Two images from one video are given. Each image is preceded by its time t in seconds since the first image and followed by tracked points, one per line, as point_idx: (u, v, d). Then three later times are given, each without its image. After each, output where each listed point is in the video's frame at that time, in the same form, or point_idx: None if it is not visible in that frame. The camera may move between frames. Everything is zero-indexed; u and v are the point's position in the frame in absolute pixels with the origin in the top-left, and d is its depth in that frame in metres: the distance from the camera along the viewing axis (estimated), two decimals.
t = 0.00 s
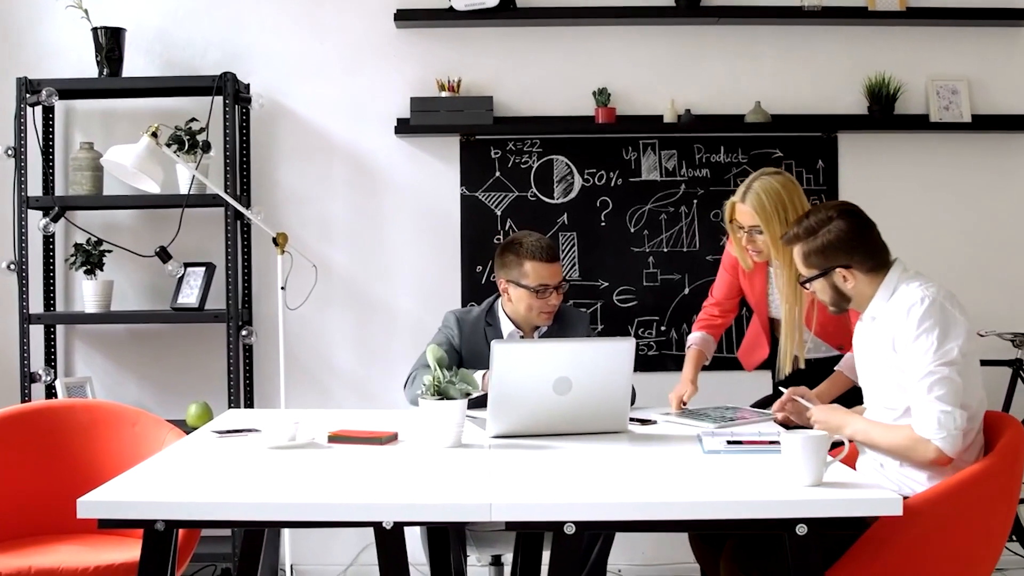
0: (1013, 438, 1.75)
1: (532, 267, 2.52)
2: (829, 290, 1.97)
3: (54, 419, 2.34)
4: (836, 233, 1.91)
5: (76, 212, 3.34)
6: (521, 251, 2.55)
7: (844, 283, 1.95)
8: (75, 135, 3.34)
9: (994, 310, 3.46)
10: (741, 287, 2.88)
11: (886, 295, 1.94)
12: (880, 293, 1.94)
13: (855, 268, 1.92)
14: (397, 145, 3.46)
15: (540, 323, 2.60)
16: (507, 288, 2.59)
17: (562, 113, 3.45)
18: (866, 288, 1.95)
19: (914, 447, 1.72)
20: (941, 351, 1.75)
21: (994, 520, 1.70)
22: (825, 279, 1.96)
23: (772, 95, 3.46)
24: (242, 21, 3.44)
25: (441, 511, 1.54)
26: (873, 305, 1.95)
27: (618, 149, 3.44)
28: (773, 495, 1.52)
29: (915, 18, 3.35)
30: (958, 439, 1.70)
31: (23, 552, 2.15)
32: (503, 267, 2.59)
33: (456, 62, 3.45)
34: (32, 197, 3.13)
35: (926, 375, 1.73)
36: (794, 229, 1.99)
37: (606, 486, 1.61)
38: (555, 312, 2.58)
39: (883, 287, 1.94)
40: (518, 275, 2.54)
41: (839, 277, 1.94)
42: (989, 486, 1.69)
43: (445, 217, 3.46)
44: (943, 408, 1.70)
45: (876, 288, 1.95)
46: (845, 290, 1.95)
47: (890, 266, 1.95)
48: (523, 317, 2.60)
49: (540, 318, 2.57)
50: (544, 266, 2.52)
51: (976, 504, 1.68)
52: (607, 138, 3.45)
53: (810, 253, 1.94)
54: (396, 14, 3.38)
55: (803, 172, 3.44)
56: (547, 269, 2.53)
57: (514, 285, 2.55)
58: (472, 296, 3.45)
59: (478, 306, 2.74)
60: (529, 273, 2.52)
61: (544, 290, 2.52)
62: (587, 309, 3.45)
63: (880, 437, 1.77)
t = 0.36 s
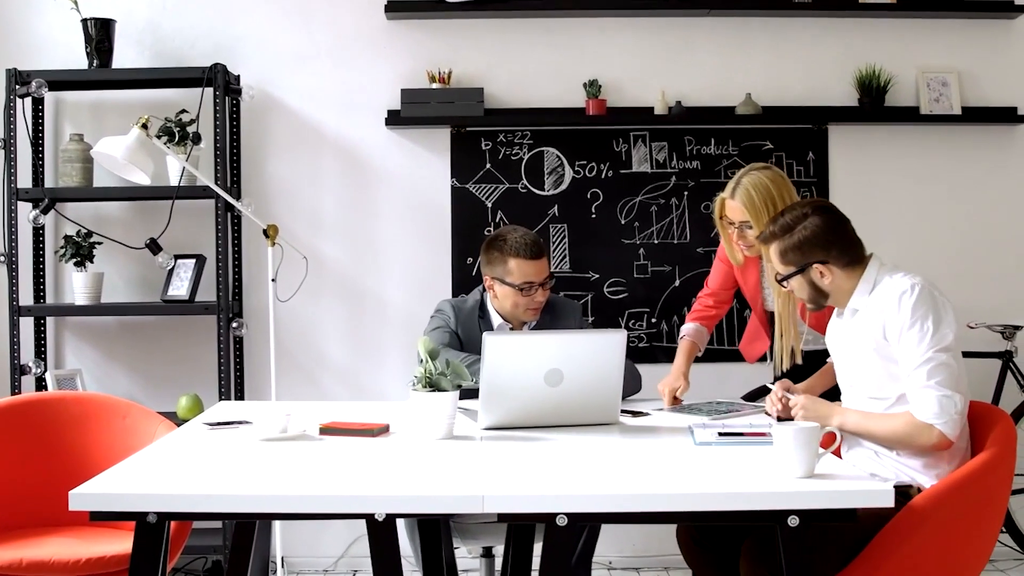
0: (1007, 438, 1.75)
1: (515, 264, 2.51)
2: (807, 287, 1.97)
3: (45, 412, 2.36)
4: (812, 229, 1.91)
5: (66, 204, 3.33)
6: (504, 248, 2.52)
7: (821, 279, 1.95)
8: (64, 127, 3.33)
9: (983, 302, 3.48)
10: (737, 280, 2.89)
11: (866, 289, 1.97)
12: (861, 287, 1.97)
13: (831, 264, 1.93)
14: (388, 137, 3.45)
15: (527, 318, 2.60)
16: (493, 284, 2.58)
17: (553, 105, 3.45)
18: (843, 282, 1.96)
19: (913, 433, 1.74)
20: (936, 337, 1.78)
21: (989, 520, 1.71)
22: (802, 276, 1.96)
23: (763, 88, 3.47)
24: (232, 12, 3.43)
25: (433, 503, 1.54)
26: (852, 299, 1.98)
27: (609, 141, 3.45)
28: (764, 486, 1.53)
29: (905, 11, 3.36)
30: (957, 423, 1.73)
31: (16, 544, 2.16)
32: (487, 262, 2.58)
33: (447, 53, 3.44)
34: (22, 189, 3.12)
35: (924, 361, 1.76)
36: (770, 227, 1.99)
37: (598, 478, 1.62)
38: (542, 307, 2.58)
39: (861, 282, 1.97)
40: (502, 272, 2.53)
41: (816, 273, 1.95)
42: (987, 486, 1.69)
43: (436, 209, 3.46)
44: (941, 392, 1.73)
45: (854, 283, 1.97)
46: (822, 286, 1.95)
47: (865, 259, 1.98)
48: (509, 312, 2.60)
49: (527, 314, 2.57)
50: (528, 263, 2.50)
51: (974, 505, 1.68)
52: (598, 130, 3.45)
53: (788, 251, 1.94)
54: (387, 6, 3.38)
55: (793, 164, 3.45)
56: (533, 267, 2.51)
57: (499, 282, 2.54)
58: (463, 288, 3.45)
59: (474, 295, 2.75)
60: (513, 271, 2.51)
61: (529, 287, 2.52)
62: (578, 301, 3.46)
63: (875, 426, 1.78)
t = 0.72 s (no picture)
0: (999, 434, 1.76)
1: (508, 272, 2.49)
2: (790, 283, 1.98)
3: (36, 407, 2.37)
4: (796, 225, 1.93)
5: (56, 198, 3.32)
6: (497, 254, 2.50)
7: (804, 274, 1.96)
8: (55, 120, 3.31)
9: (974, 296, 3.50)
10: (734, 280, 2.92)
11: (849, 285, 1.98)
12: (844, 282, 1.98)
13: (814, 259, 1.95)
14: (380, 132, 3.45)
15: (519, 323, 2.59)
16: (485, 290, 2.55)
17: (546, 99, 3.45)
18: (826, 278, 1.98)
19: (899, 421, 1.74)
20: (918, 329, 1.80)
21: (984, 516, 1.72)
22: (785, 272, 1.97)
23: (754, 82, 3.48)
24: (224, 5, 3.42)
25: (426, 497, 1.55)
26: (835, 295, 1.99)
27: (601, 135, 3.45)
28: (755, 480, 1.54)
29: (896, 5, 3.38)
30: (939, 414, 1.75)
31: (7, 539, 2.16)
32: (480, 269, 2.56)
33: (439, 47, 3.44)
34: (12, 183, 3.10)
35: (906, 353, 1.78)
36: (752, 224, 2.01)
37: (590, 472, 1.63)
38: (534, 311, 2.57)
39: (844, 278, 1.98)
40: (494, 280, 2.51)
41: (799, 269, 1.96)
42: (981, 484, 1.70)
43: (427, 203, 3.46)
44: (923, 383, 1.74)
45: (837, 278, 1.98)
46: (805, 281, 1.97)
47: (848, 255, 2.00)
48: (502, 318, 2.58)
49: (520, 319, 2.56)
50: (520, 270, 2.48)
51: (969, 505, 1.69)
52: (589, 124, 3.46)
53: (772, 246, 1.95)
54: None
55: (785, 158, 3.46)
56: (525, 274, 2.48)
57: (491, 288, 2.52)
58: (454, 282, 3.45)
59: (465, 295, 2.77)
60: (505, 279, 2.48)
61: (522, 294, 2.50)
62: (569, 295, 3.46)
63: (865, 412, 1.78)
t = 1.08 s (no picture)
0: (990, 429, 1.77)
1: (518, 272, 2.50)
2: (770, 280, 2.00)
3: (27, 402, 2.37)
4: (774, 222, 1.95)
5: (46, 192, 3.31)
6: (507, 253, 2.50)
7: (783, 271, 1.99)
8: (45, 114, 3.30)
9: (965, 290, 3.52)
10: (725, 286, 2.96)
11: (829, 280, 2.01)
12: (821, 279, 2.01)
13: (793, 256, 1.97)
14: (371, 126, 3.45)
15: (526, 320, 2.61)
16: (493, 288, 2.56)
17: (537, 92, 3.45)
18: (806, 274, 2.00)
19: (909, 410, 1.73)
20: (909, 315, 1.81)
21: (973, 512, 1.73)
22: (765, 269, 2.00)
23: (745, 76, 3.49)
24: None
25: (420, 491, 1.55)
26: (817, 291, 2.02)
27: (592, 129, 3.46)
28: (747, 474, 1.55)
29: None
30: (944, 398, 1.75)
31: None
32: (489, 266, 2.56)
33: (431, 41, 3.44)
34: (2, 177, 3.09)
35: (902, 340, 1.78)
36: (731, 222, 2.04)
37: (583, 466, 1.63)
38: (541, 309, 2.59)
39: (822, 273, 2.01)
40: (504, 278, 2.52)
41: (779, 266, 1.98)
42: (969, 482, 1.71)
43: (419, 197, 3.46)
44: (925, 370, 1.75)
45: (816, 275, 2.01)
46: (784, 278, 1.99)
47: (826, 252, 2.02)
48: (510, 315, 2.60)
49: (527, 316, 2.57)
50: (529, 270, 2.49)
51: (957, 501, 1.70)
52: (581, 118, 3.46)
53: (751, 244, 1.98)
54: None
55: (776, 152, 3.47)
56: (532, 274, 2.50)
57: (500, 286, 2.53)
58: (446, 276, 3.45)
59: (470, 289, 2.77)
60: (513, 278, 2.50)
61: (531, 293, 2.51)
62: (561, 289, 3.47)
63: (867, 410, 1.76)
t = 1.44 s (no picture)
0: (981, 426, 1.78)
1: (532, 260, 2.55)
2: (755, 275, 2.02)
3: (18, 396, 2.37)
4: (753, 217, 1.97)
5: (37, 186, 3.30)
6: (521, 242, 2.56)
7: (767, 265, 2.01)
8: (36, 108, 3.28)
9: (955, 284, 3.54)
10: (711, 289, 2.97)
11: (813, 274, 2.02)
12: (807, 273, 2.02)
13: (776, 250, 1.99)
14: (363, 120, 3.44)
15: (538, 309, 2.65)
16: (507, 277, 2.62)
17: (529, 87, 3.46)
18: (791, 269, 2.02)
19: (898, 410, 1.74)
20: (894, 313, 1.83)
21: (958, 509, 1.75)
22: (749, 265, 2.02)
23: (737, 71, 3.49)
24: None
25: (413, 485, 1.56)
26: (802, 286, 2.03)
27: (584, 123, 3.46)
28: (738, 468, 1.56)
29: None
30: (932, 396, 1.77)
31: None
32: (503, 255, 2.61)
33: (423, 34, 3.43)
34: None
35: (887, 340, 1.80)
36: (714, 218, 2.06)
37: (576, 460, 1.64)
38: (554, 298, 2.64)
39: (807, 267, 2.02)
40: (518, 267, 2.57)
41: (761, 260, 2.00)
42: (956, 475, 1.72)
43: (411, 191, 3.46)
44: (913, 370, 1.76)
45: (801, 270, 2.02)
46: (768, 273, 2.01)
47: (810, 246, 2.03)
48: (523, 305, 2.65)
49: (540, 306, 2.62)
50: (544, 259, 2.54)
51: (942, 494, 1.72)
52: (573, 112, 3.46)
53: (734, 239, 2.00)
54: None
55: (767, 146, 3.48)
56: (548, 262, 2.55)
57: (514, 275, 2.58)
58: (438, 270, 3.45)
59: (480, 283, 2.79)
60: (529, 266, 2.55)
61: (544, 281, 2.56)
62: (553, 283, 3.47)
63: (857, 409, 1.77)
